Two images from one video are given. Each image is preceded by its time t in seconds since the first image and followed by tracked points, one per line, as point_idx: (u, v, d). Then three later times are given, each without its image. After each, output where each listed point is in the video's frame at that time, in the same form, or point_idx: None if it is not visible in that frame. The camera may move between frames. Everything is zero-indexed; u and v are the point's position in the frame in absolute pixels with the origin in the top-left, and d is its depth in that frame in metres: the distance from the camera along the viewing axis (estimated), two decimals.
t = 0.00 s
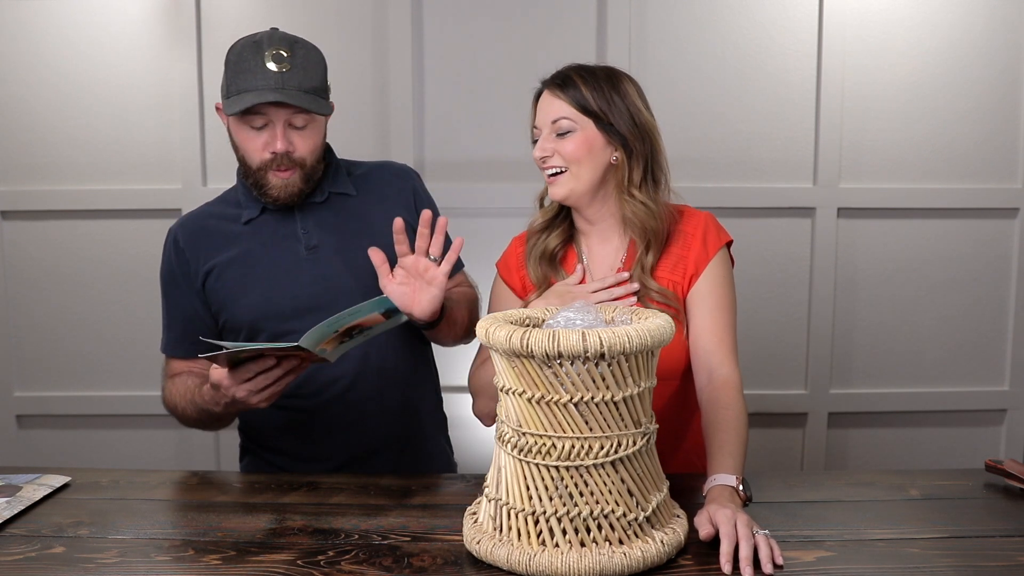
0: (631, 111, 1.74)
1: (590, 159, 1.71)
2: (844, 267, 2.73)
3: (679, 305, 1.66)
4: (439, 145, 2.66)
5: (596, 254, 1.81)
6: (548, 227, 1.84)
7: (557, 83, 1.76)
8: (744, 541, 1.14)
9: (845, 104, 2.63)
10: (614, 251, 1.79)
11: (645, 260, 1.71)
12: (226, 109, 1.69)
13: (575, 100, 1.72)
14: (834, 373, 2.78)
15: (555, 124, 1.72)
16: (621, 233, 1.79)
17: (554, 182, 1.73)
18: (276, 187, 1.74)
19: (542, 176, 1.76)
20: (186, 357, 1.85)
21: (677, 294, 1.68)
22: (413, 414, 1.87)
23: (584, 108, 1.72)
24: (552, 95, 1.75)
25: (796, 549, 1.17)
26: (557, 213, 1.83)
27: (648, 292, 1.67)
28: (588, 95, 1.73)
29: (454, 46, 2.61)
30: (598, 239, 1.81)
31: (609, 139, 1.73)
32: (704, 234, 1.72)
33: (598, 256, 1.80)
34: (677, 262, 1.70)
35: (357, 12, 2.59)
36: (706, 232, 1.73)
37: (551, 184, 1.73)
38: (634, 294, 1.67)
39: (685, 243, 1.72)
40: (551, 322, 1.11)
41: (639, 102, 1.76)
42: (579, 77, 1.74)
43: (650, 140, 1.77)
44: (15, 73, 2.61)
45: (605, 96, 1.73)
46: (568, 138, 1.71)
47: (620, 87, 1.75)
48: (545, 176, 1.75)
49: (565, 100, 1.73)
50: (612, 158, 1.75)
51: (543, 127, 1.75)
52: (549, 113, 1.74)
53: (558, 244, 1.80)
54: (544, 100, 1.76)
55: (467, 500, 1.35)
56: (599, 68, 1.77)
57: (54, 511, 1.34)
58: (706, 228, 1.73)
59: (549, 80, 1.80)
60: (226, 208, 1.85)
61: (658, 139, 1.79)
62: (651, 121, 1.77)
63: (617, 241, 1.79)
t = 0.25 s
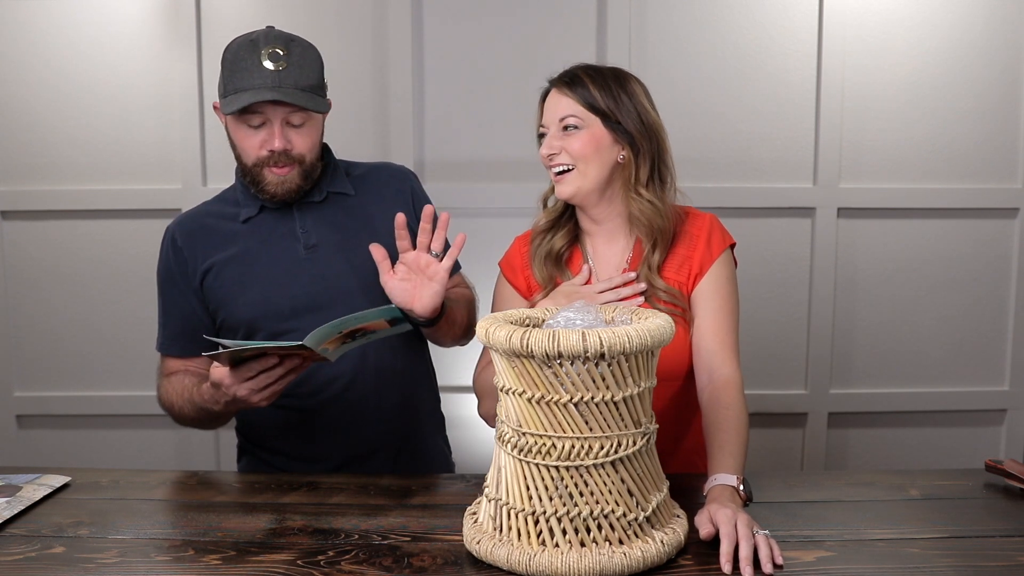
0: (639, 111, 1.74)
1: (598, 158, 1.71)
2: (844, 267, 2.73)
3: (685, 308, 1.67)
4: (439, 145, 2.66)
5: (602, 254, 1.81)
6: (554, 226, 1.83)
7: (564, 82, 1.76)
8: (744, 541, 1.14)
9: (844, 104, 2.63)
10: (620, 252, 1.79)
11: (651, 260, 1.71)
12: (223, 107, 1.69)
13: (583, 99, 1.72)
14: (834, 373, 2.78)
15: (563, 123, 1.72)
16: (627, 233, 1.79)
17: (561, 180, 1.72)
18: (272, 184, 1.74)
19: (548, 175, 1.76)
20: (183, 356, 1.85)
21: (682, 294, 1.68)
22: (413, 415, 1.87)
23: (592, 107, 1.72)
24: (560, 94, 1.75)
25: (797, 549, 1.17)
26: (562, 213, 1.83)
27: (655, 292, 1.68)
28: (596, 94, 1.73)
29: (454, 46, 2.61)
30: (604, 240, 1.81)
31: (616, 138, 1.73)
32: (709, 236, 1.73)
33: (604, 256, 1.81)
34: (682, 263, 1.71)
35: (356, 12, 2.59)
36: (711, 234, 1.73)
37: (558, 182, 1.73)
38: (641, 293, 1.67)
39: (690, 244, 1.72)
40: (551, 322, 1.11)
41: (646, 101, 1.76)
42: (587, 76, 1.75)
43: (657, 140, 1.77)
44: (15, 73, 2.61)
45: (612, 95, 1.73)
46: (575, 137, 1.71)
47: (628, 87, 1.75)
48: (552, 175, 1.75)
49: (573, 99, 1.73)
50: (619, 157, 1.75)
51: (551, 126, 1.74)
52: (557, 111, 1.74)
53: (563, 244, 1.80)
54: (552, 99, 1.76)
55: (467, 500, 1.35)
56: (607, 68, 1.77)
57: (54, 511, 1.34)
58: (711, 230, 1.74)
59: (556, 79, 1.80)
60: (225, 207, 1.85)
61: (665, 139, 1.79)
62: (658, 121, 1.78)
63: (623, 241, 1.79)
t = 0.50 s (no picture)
0: (643, 110, 1.74)
1: (601, 158, 1.71)
2: (844, 267, 2.73)
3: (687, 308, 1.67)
4: (439, 145, 2.66)
5: (604, 254, 1.81)
6: (556, 226, 1.83)
7: (568, 82, 1.76)
8: (745, 540, 1.14)
9: (844, 104, 2.63)
10: (622, 253, 1.79)
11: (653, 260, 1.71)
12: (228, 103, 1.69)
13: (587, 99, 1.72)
14: (834, 373, 2.78)
15: (566, 123, 1.72)
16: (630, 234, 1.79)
17: (565, 180, 1.72)
18: (272, 181, 1.74)
19: (552, 175, 1.76)
20: (183, 354, 1.84)
21: (684, 294, 1.68)
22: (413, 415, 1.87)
23: (596, 107, 1.72)
24: (563, 94, 1.75)
25: (797, 548, 1.17)
26: (565, 213, 1.83)
27: (657, 292, 1.68)
28: (600, 94, 1.73)
29: (454, 46, 2.61)
30: (607, 240, 1.81)
31: (620, 139, 1.73)
32: (710, 237, 1.73)
33: (606, 256, 1.81)
34: (684, 262, 1.71)
35: (357, 12, 2.59)
36: (713, 235, 1.73)
37: (562, 182, 1.73)
38: (644, 293, 1.67)
39: (692, 244, 1.73)
40: (552, 322, 1.11)
41: (649, 101, 1.76)
42: (591, 76, 1.74)
43: (660, 140, 1.77)
44: (15, 74, 2.61)
45: (616, 96, 1.73)
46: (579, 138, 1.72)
47: (632, 87, 1.75)
48: (555, 175, 1.75)
49: (577, 99, 1.73)
50: (622, 158, 1.75)
51: (555, 125, 1.74)
52: (561, 112, 1.74)
53: (566, 244, 1.80)
54: (556, 100, 1.76)
55: (467, 500, 1.35)
56: (610, 68, 1.77)
57: (54, 511, 1.34)
58: (712, 231, 1.74)
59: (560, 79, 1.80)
60: (228, 205, 1.85)
61: (669, 139, 1.79)
62: (662, 121, 1.78)
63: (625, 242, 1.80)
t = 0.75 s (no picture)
0: (644, 110, 1.74)
1: (602, 159, 1.71)
2: (844, 267, 2.73)
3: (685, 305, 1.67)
4: (439, 146, 2.66)
5: (603, 254, 1.81)
6: (556, 226, 1.83)
7: (569, 82, 1.76)
8: (745, 540, 1.14)
9: (844, 104, 2.63)
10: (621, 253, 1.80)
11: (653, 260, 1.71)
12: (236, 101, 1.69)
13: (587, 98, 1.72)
14: (834, 373, 2.78)
15: (568, 123, 1.72)
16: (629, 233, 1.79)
17: (565, 180, 1.73)
18: (279, 179, 1.74)
19: (552, 175, 1.76)
20: (185, 351, 1.84)
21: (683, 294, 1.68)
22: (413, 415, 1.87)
23: (597, 106, 1.72)
24: (564, 93, 1.75)
25: (797, 548, 1.17)
26: (565, 212, 1.83)
27: (655, 292, 1.68)
28: (601, 93, 1.73)
29: (454, 47, 2.61)
30: (606, 240, 1.81)
31: (620, 139, 1.73)
32: (710, 238, 1.73)
33: (605, 255, 1.81)
34: (684, 263, 1.71)
35: (357, 12, 2.59)
36: (713, 235, 1.73)
37: (562, 182, 1.73)
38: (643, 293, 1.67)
39: (692, 244, 1.73)
40: (552, 322, 1.11)
41: (650, 102, 1.76)
42: (592, 76, 1.74)
43: (661, 140, 1.77)
44: (16, 74, 2.61)
45: (617, 96, 1.73)
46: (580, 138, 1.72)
47: (633, 87, 1.75)
48: (556, 175, 1.75)
49: (578, 99, 1.73)
50: (622, 158, 1.75)
51: (555, 125, 1.74)
52: (562, 111, 1.74)
53: (565, 243, 1.80)
54: (556, 100, 1.76)
55: (468, 500, 1.35)
56: (612, 68, 1.77)
57: (54, 511, 1.34)
58: (712, 231, 1.74)
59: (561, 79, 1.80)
60: (234, 202, 1.84)
61: (669, 139, 1.79)
62: (662, 121, 1.78)
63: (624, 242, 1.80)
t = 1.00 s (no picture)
0: (644, 111, 1.74)
1: (602, 159, 1.71)
2: (844, 267, 2.73)
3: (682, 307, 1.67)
4: (439, 146, 2.66)
5: (602, 253, 1.81)
6: (555, 225, 1.83)
7: (570, 82, 1.76)
8: (745, 540, 1.14)
9: (844, 104, 2.63)
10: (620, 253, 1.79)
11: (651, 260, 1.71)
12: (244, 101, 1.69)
13: (587, 98, 1.72)
14: (834, 373, 2.78)
15: (568, 123, 1.72)
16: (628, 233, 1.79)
17: (565, 180, 1.73)
18: (287, 180, 1.73)
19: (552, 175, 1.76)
20: (185, 348, 1.84)
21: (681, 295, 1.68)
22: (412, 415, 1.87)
23: (598, 107, 1.72)
24: (565, 94, 1.75)
25: (797, 548, 1.17)
26: (565, 211, 1.83)
27: (652, 292, 1.68)
28: (601, 93, 1.73)
29: (454, 47, 2.61)
30: (605, 240, 1.80)
31: (621, 140, 1.73)
32: (709, 238, 1.72)
33: (602, 255, 1.80)
34: (682, 263, 1.70)
35: (356, 12, 2.59)
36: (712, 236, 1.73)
37: (562, 182, 1.73)
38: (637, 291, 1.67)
39: (691, 245, 1.72)
40: (552, 322, 1.11)
41: (651, 102, 1.76)
42: (593, 76, 1.74)
43: (662, 140, 1.77)
44: (16, 74, 2.61)
45: (619, 98, 1.73)
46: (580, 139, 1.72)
47: (633, 87, 1.75)
48: (556, 175, 1.75)
49: (579, 99, 1.73)
50: (623, 159, 1.75)
51: (556, 126, 1.74)
52: (562, 112, 1.74)
53: (564, 242, 1.80)
54: (557, 100, 1.76)
55: (468, 500, 1.35)
56: (612, 68, 1.77)
57: (54, 511, 1.34)
58: (712, 232, 1.74)
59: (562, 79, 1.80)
60: (239, 199, 1.84)
61: (670, 140, 1.79)
62: (663, 122, 1.78)
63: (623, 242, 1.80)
